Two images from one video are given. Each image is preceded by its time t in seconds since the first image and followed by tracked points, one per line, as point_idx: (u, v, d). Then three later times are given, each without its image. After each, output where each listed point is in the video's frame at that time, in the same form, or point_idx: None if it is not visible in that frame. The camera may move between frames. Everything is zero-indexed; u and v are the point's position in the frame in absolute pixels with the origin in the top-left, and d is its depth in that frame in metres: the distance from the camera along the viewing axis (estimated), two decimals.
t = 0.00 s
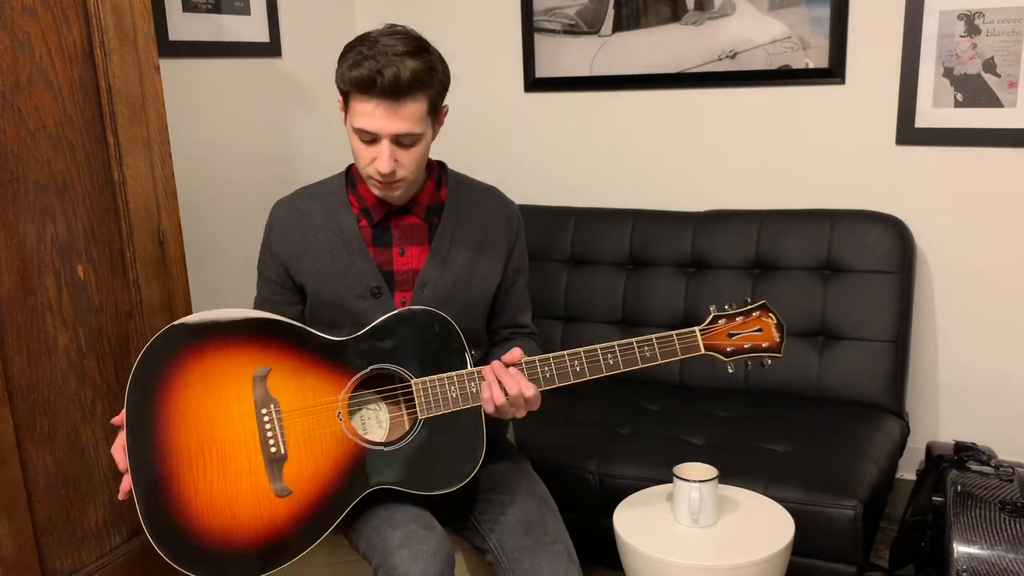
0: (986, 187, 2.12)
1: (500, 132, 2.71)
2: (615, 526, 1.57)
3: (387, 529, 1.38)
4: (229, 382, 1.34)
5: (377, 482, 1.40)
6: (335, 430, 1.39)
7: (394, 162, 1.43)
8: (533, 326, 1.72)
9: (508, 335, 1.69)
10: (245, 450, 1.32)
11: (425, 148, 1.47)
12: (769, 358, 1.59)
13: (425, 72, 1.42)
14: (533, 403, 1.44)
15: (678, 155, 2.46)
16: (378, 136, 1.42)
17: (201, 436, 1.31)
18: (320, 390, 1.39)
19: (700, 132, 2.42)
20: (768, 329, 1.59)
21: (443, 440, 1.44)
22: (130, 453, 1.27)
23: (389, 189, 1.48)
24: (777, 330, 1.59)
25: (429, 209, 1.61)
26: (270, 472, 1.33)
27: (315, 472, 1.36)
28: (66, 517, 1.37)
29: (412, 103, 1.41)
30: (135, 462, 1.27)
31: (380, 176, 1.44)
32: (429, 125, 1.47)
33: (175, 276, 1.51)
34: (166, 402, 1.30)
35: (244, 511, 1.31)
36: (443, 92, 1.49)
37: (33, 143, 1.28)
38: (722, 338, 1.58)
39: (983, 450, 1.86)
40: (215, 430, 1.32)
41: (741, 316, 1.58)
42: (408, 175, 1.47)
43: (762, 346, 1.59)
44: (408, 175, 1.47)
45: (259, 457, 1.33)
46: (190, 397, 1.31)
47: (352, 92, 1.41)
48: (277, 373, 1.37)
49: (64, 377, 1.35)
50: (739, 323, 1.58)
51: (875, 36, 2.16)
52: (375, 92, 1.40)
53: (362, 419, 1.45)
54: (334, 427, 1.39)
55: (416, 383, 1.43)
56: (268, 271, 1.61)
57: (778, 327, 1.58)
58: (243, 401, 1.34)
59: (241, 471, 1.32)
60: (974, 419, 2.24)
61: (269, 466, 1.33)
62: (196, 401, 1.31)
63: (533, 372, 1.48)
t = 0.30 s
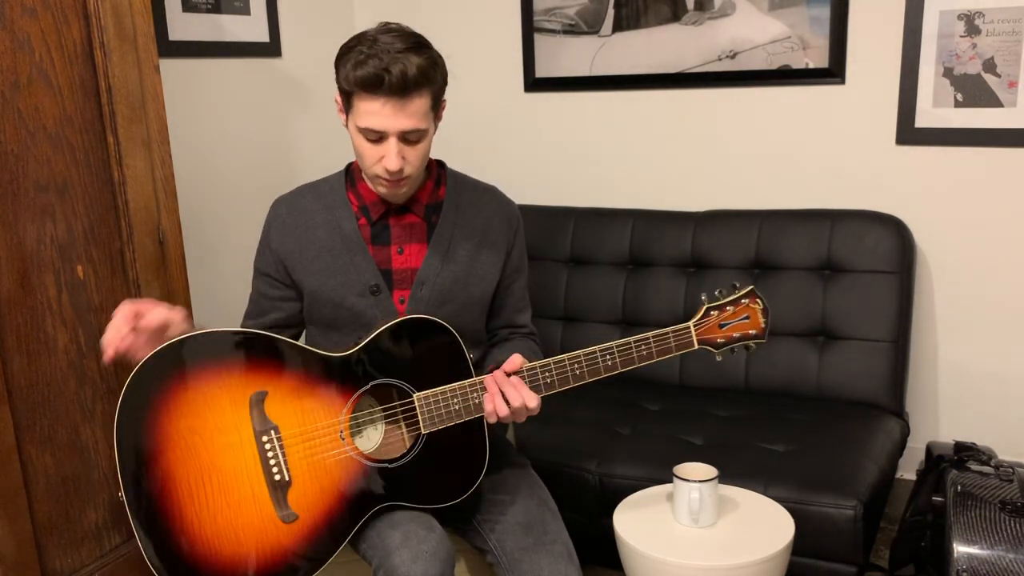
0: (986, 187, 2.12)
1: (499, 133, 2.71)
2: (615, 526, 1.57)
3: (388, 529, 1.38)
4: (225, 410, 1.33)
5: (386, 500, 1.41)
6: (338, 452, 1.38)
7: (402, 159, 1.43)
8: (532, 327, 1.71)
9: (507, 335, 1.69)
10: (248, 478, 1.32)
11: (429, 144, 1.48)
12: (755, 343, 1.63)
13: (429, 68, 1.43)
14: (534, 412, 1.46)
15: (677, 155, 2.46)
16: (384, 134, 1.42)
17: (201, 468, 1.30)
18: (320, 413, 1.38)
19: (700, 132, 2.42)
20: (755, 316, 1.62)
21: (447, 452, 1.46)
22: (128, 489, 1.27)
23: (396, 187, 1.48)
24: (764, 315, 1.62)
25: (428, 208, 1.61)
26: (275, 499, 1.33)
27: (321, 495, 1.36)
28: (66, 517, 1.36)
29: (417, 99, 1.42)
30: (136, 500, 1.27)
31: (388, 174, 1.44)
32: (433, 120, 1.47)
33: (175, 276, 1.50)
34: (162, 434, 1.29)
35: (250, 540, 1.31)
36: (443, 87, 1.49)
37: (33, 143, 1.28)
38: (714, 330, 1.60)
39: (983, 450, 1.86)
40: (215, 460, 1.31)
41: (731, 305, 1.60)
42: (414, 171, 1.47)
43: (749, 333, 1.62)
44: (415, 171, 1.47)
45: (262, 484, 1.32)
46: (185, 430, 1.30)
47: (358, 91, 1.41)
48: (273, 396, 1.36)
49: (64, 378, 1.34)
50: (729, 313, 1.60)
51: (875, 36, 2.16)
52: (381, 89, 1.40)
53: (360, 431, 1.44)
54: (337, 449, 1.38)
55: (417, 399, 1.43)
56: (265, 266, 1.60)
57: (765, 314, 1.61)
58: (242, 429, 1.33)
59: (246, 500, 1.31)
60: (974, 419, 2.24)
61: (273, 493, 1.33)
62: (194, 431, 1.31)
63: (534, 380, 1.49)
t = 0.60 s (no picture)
0: (986, 187, 2.12)
1: (499, 133, 2.71)
2: (615, 526, 1.57)
3: (387, 529, 1.38)
4: (223, 415, 1.32)
5: (386, 504, 1.41)
6: (337, 456, 1.38)
7: (382, 154, 1.43)
8: (530, 326, 1.71)
9: (505, 335, 1.69)
10: (247, 482, 1.31)
11: (415, 141, 1.48)
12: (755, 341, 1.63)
13: (411, 63, 1.42)
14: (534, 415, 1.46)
15: (678, 155, 2.46)
16: (366, 128, 1.42)
17: (200, 474, 1.29)
18: (320, 417, 1.38)
19: (700, 132, 2.42)
20: (755, 315, 1.62)
21: (445, 455, 1.46)
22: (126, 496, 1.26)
23: (381, 183, 1.49)
24: (764, 313, 1.62)
25: (425, 207, 1.61)
26: (274, 504, 1.33)
27: (321, 499, 1.36)
28: (66, 517, 1.36)
29: (398, 94, 1.41)
30: (134, 507, 1.26)
31: (370, 168, 1.45)
32: (419, 117, 1.47)
33: (175, 277, 1.50)
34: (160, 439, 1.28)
35: (249, 545, 1.31)
36: (431, 83, 1.49)
37: (32, 143, 1.28)
38: (714, 329, 1.61)
39: (983, 450, 1.86)
40: (213, 465, 1.30)
41: (730, 304, 1.61)
42: (399, 168, 1.47)
43: (749, 331, 1.62)
44: (399, 167, 1.47)
45: (262, 489, 1.32)
46: (183, 436, 1.29)
47: (339, 85, 1.42)
48: (272, 401, 1.35)
49: (64, 378, 1.34)
50: (728, 312, 1.61)
51: (876, 35, 2.16)
52: (360, 84, 1.40)
53: (360, 434, 1.45)
54: (336, 453, 1.38)
55: (417, 402, 1.43)
56: (263, 260, 1.59)
57: (764, 311, 1.61)
58: (241, 433, 1.32)
59: (246, 506, 1.31)
60: (974, 419, 2.24)
61: (273, 498, 1.33)
62: (193, 437, 1.30)
63: (534, 381, 1.49)
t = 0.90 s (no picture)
0: (986, 187, 2.12)
1: (499, 133, 2.71)
2: (616, 526, 1.57)
3: (389, 529, 1.38)
4: (232, 402, 1.33)
5: (387, 500, 1.41)
6: (342, 450, 1.39)
7: (388, 145, 1.43)
8: (533, 327, 1.71)
9: (508, 336, 1.69)
10: (252, 470, 1.32)
11: (421, 133, 1.47)
12: (758, 358, 1.63)
13: (413, 53, 1.43)
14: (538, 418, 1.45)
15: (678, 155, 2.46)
16: (371, 120, 1.43)
17: (206, 460, 1.30)
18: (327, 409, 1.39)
19: (700, 132, 2.42)
20: (759, 332, 1.62)
21: (449, 455, 1.45)
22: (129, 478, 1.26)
23: (387, 179, 1.47)
24: (768, 331, 1.62)
25: (430, 208, 1.61)
26: (277, 493, 1.33)
27: (324, 490, 1.36)
28: (66, 516, 1.36)
29: (401, 83, 1.42)
30: (139, 488, 1.26)
31: (375, 160, 1.44)
32: (423, 108, 1.47)
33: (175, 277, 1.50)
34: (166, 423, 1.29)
35: (251, 532, 1.31)
36: (434, 75, 1.49)
37: (32, 143, 1.28)
38: (718, 343, 1.61)
39: (983, 450, 1.86)
40: (219, 452, 1.31)
41: (735, 320, 1.61)
42: (404, 161, 1.46)
43: (752, 347, 1.63)
44: (406, 160, 1.46)
45: (266, 477, 1.33)
46: (191, 421, 1.30)
47: (344, 79, 1.43)
48: (280, 391, 1.36)
49: (64, 378, 1.34)
50: (733, 327, 1.61)
51: (875, 36, 2.16)
52: (363, 74, 1.41)
53: (364, 430, 1.45)
54: (341, 446, 1.39)
55: (423, 400, 1.43)
56: (267, 264, 1.61)
57: (769, 329, 1.62)
58: (248, 421, 1.33)
59: (249, 494, 1.31)
60: (974, 419, 2.24)
61: (276, 487, 1.33)
62: (199, 422, 1.31)
63: (539, 385, 1.48)
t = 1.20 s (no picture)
0: (986, 187, 2.12)
1: (499, 133, 2.71)
2: (616, 527, 1.57)
3: (387, 529, 1.38)
4: (232, 397, 1.34)
5: (386, 499, 1.41)
6: (340, 447, 1.39)
7: (385, 126, 1.45)
8: (534, 326, 1.72)
9: (509, 335, 1.69)
10: (250, 466, 1.33)
11: (417, 116, 1.50)
12: (759, 365, 1.63)
13: (404, 36, 1.47)
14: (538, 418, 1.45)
15: (678, 155, 2.46)
16: (367, 103, 1.46)
17: (204, 454, 1.31)
18: (327, 405, 1.39)
19: (700, 132, 2.42)
20: (761, 338, 1.62)
21: (448, 455, 1.45)
22: (129, 472, 1.27)
23: (387, 166, 1.48)
24: (769, 338, 1.63)
25: (428, 209, 1.61)
26: (275, 489, 1.34)
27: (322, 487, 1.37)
28: (66, 516, 1.36)
29: (394, 64, 1.45)
30: (138, 481, 1.28)
31: (374, 144, 1.46)
32: (417, 92, 1.50)
33: (175, 277, 1.50)
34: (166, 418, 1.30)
35: (248, 527, 1.31)
36: (427, 62, 1.53)
37: (33, 143, 1.28)
38: (719, 349, 1.61)
39: (983, 450, 1.86)
40: (218, 447, 1.32)
41: (737, 325, 1.61)
42: (403, 145, 1.47)
43: (754, 354, 1.62)
44: (404, 144, 1.48)
45: (264, 473, 1.33)
46: (190, 415, 1.32)
47: (338, 67, 1.47)
48: (280, 387, 1.37)
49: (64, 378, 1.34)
50: (735, 333, 1.61)
51: (875, 35, 2.16)
52: (357, 58, 1.45)
53: (363, 428, 1.44)
54: (340, 443, 1.39)
55: (422, 398, 1.43)
56: (272, 274, 1.63)
57: (771, 336, 1.62)
58: (247, 416, 1.34)
59: (247, 489, 1.32)
60: (974, 419, 2.24)
61: (274, 483, 1.34)
62: (199, 418, 1.32)
63: (539, 388, 1.48)
